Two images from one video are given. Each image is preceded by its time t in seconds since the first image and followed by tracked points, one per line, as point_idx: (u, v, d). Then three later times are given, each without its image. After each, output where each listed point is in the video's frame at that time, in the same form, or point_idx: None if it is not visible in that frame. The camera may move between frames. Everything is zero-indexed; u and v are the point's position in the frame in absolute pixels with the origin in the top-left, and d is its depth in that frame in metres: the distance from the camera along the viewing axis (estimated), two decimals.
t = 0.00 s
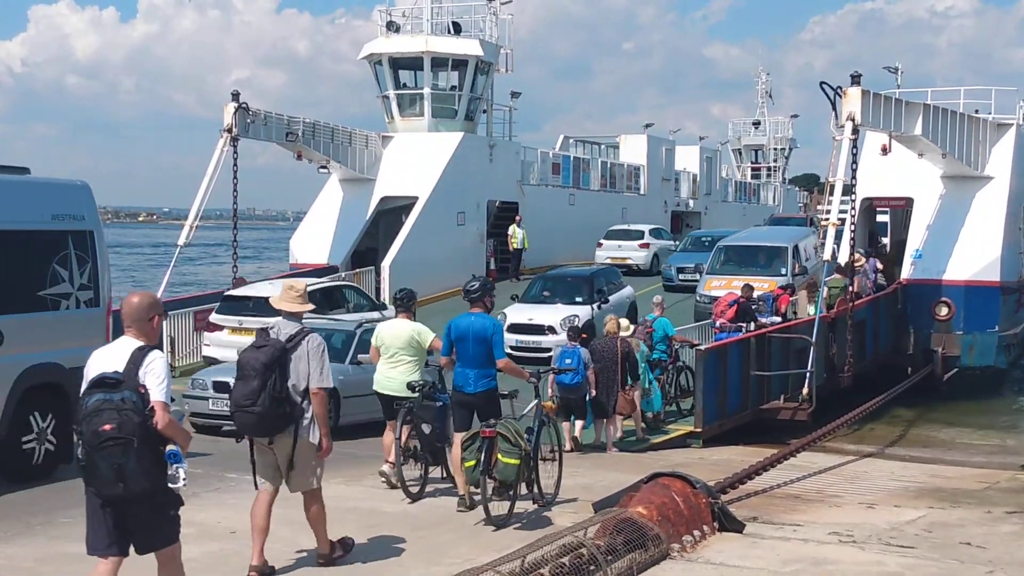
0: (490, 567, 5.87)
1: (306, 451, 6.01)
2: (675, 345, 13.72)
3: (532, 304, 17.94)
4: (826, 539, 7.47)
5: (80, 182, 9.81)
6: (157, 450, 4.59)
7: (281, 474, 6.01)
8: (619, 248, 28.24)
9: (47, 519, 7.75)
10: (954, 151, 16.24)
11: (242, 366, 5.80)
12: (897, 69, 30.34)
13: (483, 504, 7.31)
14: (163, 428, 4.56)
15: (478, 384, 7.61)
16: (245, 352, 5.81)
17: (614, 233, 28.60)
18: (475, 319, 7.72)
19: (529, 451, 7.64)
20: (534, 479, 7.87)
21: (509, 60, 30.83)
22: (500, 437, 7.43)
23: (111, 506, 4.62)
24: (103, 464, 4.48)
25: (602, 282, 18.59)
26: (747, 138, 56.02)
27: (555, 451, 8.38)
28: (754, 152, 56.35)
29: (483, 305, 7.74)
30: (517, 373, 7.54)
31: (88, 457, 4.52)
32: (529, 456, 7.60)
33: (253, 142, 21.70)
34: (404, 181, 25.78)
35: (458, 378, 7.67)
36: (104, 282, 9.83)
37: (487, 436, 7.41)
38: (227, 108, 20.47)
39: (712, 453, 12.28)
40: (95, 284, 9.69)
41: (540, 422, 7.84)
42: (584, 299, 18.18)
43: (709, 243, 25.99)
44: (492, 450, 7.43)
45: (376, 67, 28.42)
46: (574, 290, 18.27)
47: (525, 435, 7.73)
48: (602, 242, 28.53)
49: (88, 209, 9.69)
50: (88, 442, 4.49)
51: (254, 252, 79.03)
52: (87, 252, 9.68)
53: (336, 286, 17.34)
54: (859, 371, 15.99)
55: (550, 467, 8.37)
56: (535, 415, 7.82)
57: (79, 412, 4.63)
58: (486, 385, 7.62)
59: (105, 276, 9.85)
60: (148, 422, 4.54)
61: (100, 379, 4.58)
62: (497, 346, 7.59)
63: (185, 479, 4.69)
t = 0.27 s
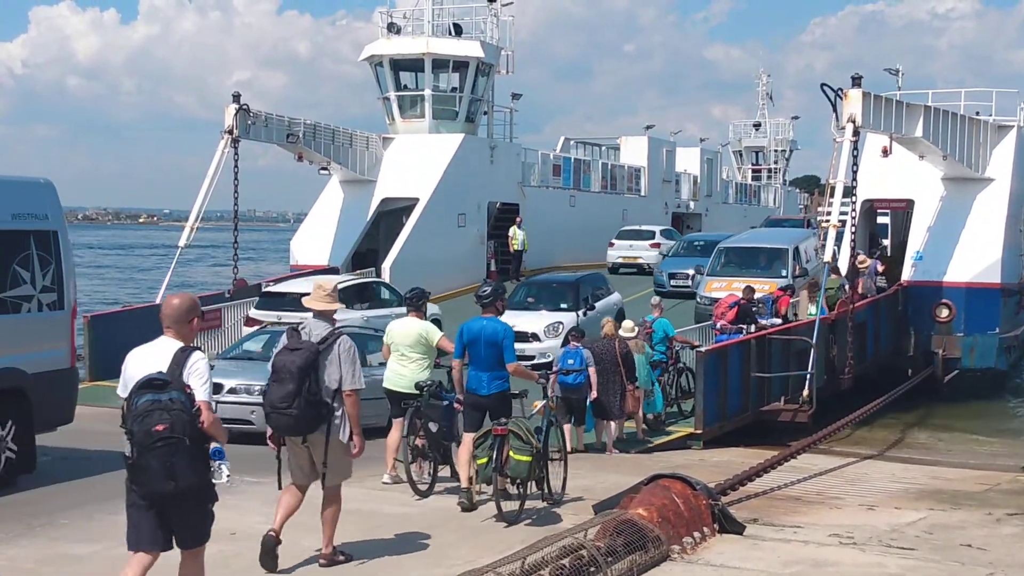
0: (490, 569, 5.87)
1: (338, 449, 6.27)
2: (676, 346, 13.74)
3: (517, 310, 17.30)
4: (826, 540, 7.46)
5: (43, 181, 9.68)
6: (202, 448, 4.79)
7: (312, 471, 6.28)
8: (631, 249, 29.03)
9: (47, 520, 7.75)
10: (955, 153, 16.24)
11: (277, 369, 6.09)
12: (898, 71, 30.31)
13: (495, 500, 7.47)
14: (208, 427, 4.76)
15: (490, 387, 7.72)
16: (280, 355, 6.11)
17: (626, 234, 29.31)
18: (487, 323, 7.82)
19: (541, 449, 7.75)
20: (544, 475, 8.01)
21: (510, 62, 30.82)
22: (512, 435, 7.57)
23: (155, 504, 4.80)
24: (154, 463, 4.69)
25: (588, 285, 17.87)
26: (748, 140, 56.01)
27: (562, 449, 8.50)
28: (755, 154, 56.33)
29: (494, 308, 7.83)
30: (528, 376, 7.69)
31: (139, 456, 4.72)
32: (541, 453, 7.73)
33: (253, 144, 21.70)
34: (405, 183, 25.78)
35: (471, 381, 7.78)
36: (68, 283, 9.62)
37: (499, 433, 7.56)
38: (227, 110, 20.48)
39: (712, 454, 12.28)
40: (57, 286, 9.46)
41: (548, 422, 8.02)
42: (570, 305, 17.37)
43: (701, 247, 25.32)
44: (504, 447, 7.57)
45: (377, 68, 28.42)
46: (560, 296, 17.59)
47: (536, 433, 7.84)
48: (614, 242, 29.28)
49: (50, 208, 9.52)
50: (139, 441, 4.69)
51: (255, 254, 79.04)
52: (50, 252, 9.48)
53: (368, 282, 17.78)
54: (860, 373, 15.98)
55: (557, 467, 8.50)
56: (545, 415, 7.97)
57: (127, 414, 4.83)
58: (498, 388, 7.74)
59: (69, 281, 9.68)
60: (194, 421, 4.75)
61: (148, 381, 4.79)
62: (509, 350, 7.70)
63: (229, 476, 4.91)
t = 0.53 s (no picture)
0: (491, 571, 5.88)
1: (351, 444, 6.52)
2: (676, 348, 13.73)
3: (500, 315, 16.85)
4: (826, 543, 7.47)
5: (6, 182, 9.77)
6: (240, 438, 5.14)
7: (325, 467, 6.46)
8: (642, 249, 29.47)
9: (46, 522, 7.75)
10: (954, 155, 16.25)
11: (299, 362, 6.42)
12: (898, 73, 30.29)
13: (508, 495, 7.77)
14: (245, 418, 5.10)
15: (501, 383, 8.37)
16: (302, 349, 6.45)
17: (636, 236, 29.80)
18: (498, 321, 8.47)
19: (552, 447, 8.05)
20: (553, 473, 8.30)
21: (510, 64, 30.83)
22: (525, 432, 7.88)
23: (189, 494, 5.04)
24: (199, 451, 4.95)
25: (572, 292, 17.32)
26: (748, 142, 56.02)
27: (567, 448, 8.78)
28: (754, 156, 56.32)
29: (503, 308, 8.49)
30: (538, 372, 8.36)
31: (180, 445, 4.97)
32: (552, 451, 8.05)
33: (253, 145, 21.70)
34: (405, 184, 25.78)
35: (483, 378, 8.41)
36: (29, 285, 9.64)
37: (512, 431, 7.86)
38: (227, 112, 20.48)
39: (712, 457, 12.28)
40: (18, 289, 9.48)
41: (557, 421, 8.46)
42: (555, 311, 16.90)
43: (694, 253, 24.68)
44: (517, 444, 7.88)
45: (377, 70, 28.42)
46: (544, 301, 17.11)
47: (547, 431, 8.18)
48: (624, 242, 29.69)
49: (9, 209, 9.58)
50: (182, 431, 4.94)
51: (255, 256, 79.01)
52: (9, 254, 9.55)
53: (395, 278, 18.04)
54: (859, 375, 15.98)
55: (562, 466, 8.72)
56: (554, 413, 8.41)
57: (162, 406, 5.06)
58: (509, 383, 8.39)
59: (30, 283, 9.66)
60: (233, 412, 5.08)
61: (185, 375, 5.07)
62: (520, 347, 8.36)
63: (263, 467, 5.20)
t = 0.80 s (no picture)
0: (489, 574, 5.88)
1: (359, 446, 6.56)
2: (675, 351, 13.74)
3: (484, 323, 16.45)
4: (824, 547, 7.47)
5: None
6: (257, 441, 5.18)
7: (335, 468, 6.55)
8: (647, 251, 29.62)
9: (45, 526, 7.74)
10: (952, 159, 16.26)
11: (303, 371, 6.43)
12: (896, 77, 30.30)
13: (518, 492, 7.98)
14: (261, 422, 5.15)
15: (504, 388, 8.42)
16: (306, 358, 6.45)
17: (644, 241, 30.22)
18: (500, 327, 8.52)
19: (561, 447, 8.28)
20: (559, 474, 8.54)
21: (509, 68, 30.85)
22: (535, 432, 8.08)
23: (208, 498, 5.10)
24: (218, 456, 5.00)
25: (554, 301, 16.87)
26: (746, 146, 56.10)
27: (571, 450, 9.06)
28: (753, 160, 56.38)
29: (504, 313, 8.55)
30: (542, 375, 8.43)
31: (199, 451, 5.02)
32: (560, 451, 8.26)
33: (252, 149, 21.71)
34: (403, 188, 25.79)
35: (486, 384, 8.45)
36: None
37: (522, 430, 8.09)
38: (227, 115, 20.49)
39: (710, 460, 12.28)
40: None
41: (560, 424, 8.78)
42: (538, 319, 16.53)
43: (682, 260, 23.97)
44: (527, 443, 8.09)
45: (376, 74, 28.43)
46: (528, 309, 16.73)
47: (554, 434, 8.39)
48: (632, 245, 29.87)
49: None
50: (201, 436, 4.99)
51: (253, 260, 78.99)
52: None
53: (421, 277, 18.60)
54: (858, 379, 15.98)
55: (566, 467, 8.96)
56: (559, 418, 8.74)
57: (181, 413, 5.11)
58: (512, 388, 8.44)
59: None
60: (251, 416, 5.12)
61: (203, 381, 5.13)
62: (523, 352, 8.41)
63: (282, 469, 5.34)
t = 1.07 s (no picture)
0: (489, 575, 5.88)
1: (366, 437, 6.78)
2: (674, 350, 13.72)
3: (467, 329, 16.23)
4: (824, 547, 7.46)
5: None
6: (265, 434, 5.21)
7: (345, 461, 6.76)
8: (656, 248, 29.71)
9: (45, 526, 7.74)
10: (952, 159, 16.26)
11: (310, 362, 6.60)
12: (896, 78, 30.28)
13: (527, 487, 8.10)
14: (268, 415, 5.17)
15: (506, 387, 8.44)
16: (313, 349, 6.61)
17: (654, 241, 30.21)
18: (504, 327, 8.52)
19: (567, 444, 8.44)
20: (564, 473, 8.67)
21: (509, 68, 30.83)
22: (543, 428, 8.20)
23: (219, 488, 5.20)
24: (221, 447, 5.05)
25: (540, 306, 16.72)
26: (745, 146, 56.13)
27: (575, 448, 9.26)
28: (753, 160, 56.39)
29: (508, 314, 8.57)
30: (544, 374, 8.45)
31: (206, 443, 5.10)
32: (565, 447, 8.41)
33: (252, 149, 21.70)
34: (403, 188, 25.79)
35: (488, 382, 8.48)
36: None
37: (529, 427, 8.21)
38: (227, 115, 20.49)
39: (710, 460, 12.27)
40: None
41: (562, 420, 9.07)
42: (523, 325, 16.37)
43: (672, 263, 23.36)
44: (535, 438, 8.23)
45: (376, 74, 28.42)
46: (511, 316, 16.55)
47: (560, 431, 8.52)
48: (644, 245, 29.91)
49: None
50: (206, 429, 5.06)
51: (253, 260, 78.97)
52: None
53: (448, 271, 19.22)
54: (857, 379, 15.98)
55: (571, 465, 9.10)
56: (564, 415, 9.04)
57: (192, 407, 5.21)
58: (514, 387, 8.47)
59: None
60: (257, 409, 5.14)
61: (212, 376, 5.21)
62: (526, 351, 8.42)
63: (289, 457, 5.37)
